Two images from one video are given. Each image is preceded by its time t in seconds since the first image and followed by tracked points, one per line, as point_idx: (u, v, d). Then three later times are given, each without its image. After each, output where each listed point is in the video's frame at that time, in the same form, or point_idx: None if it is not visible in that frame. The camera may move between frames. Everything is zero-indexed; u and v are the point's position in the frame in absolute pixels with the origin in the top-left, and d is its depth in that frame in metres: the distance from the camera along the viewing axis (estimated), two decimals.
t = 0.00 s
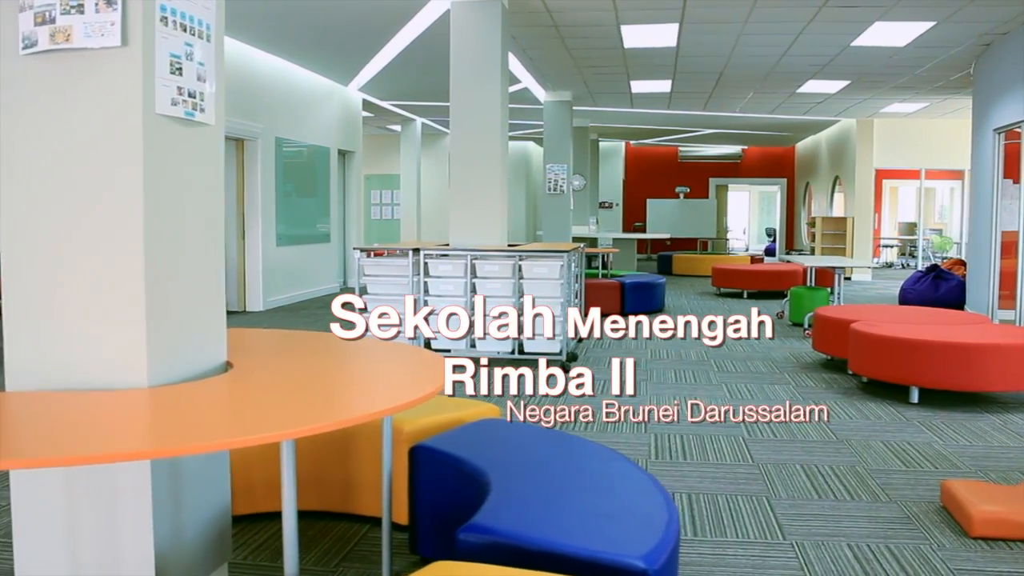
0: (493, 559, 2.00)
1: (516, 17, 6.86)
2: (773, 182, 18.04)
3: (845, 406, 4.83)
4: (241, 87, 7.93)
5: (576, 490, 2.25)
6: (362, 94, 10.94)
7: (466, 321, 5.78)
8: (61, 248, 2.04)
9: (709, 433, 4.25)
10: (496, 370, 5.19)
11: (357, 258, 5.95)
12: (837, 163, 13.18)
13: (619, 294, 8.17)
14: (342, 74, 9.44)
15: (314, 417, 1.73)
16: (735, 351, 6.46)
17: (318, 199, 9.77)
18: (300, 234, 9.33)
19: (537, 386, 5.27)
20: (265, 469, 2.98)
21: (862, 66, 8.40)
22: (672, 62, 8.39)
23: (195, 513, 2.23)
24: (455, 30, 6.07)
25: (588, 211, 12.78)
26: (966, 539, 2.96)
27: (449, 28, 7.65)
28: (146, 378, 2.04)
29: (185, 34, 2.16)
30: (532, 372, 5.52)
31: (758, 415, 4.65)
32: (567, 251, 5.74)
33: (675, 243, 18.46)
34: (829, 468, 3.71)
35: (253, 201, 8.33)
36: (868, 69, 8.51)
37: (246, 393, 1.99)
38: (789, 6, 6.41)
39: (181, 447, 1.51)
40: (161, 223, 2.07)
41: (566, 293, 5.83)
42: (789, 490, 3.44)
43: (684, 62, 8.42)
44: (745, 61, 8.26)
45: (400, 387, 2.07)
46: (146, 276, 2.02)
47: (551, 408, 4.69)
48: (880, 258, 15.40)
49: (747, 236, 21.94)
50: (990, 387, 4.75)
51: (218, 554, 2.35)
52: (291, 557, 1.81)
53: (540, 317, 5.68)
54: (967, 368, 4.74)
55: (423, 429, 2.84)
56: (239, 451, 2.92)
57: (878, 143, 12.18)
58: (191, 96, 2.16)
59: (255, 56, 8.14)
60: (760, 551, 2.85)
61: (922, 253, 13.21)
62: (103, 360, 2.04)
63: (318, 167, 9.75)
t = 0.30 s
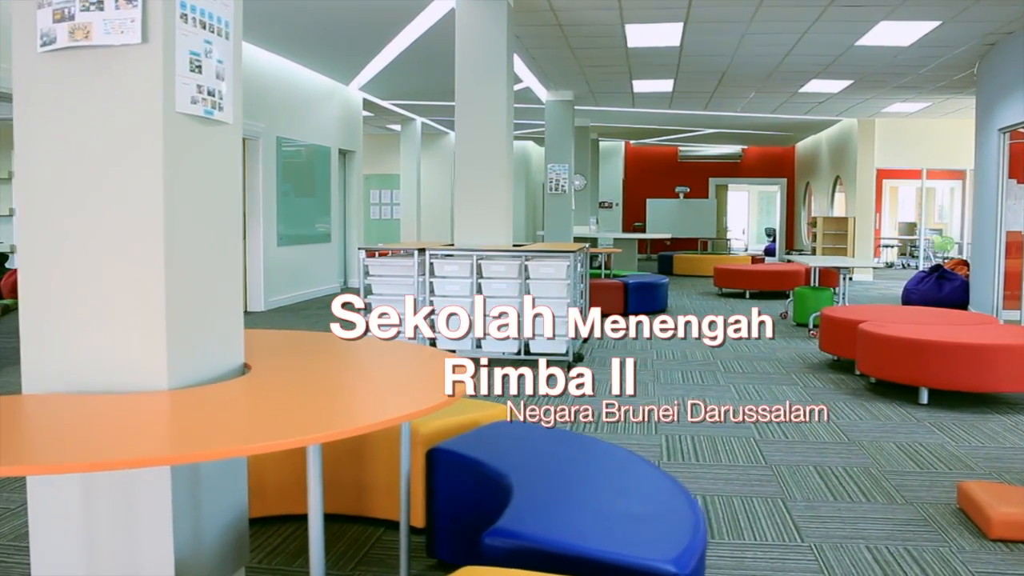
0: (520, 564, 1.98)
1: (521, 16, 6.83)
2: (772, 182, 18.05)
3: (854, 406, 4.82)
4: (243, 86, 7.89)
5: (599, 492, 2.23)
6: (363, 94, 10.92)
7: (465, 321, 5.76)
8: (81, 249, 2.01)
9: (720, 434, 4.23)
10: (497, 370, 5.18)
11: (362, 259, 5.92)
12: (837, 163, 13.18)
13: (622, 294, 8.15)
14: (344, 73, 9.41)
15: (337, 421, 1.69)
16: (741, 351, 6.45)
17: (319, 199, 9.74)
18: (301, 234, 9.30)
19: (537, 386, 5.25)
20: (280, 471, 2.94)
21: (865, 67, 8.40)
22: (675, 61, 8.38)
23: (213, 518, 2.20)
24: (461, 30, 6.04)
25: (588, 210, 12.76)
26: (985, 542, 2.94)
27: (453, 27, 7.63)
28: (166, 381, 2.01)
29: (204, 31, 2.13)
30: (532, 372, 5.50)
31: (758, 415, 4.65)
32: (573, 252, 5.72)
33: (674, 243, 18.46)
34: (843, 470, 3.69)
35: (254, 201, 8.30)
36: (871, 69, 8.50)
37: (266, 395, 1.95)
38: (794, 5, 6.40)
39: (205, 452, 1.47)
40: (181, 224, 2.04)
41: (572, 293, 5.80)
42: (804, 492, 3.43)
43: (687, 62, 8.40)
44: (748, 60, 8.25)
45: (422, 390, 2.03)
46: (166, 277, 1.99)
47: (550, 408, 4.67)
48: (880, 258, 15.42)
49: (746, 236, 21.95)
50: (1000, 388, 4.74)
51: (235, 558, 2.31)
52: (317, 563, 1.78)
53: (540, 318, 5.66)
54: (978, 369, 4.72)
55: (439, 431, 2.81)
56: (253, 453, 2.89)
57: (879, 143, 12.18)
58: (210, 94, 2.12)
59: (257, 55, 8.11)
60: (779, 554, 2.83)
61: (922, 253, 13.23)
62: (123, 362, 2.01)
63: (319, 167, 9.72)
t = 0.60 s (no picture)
0: (549, 568, 1.95)
1: (525, 15, 6.81)
2: (771, 182, 18.05)
3: (863, 407, 4.81)
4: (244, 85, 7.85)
5: (625, 496, 2.20)
6: (362, 94, 10.88)
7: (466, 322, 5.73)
8: (100, 250, 1.98)
9: (731, 436, 4.21)
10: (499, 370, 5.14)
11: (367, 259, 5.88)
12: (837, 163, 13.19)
13: (625, 294, 8.14)
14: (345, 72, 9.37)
15: (369, 426, 1.66)
16: (746, 351, 6.44)
17: (319, 198, 9.70)
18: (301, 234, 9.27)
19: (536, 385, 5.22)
20: (296, 472, 2.91)
21: (867, 66, 8.41)
22: (678, 61, 8.37)
23: (234, 523, 2.17)
24: (466, 30, 6.02)
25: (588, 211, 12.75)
26: (1005, 543, 2.93)
27: (456, 27, 7.60)
28: (188, 384, 1.98)
29: (225, 29, 2.09)
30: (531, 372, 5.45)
31: (758, 415, 4.64)
32: (579, 252, 5.68)
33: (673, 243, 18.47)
34: (857, 471, 3.68)
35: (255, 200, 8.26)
36: (873, 69, 8.51)
37: (289, 398, 1.93)
38: (800, 5, 6.39)
39: (236, 457, 1.43)
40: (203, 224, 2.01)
41: (579, 293, 5.77)
42: (819, 494, 3.40)
43: (690, 61, 8.39)
44: (750, 60, 8.24)
45: (449, 394, 2.00)
46: (189, 279, 1.96)
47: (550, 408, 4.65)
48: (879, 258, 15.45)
49: (744, 237, 21.98)
50: (1010, 388, 4.73)
51: (255, 564, 2.28)
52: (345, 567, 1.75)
53: (540, 318, 5.63)
54: (988, 369, 4.70)
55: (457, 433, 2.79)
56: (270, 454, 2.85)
57: (879, 143, 12.19)
58: (231, 92, 2.09)
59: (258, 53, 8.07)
60: (801, 556, 2.82)
61: (923, 253, 13.25)
62: (144, 367, 1.98)
63: (318, 167, 9.67)
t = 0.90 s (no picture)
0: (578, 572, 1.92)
1: (529, 14, 6.78)
2: (771, 183, 18.07)
3: (872, 407, 4.80)
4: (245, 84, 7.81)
5: (651, 499, 2.17)
6: (363, 94, 10.85)
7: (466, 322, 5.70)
8: (121, 250, 1.95)
9: (742, 437, 4.20)
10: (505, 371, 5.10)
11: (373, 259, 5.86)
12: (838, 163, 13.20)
13: (628, 295, 8.13)
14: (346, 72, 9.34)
15: (399, 430, 1.63)
16: (752, 352, 6.43)
17: (320, 198, 9.67)
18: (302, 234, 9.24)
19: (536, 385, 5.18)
20: (313, 474, 2.88)
21: (870, 66, 8.41)
22: (681, 61, 8.36)
23: (255, 527, 2.15)
24: (472, 30, 6.00)
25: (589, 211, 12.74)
26: None
27: (461, 26, 7.57)
28: (211, 386, 1.96)
29: (246, 26, 2.06)
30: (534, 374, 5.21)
31: (758, 415, 4.64)
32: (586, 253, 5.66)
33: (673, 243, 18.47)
34: (870, 472, 3.67)
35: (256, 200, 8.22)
36: (876, 69, 8.51)
37: (313, 400, 1.90)
38: (805, 5, 6.38)
39: (266, 462, 1.40)
40: (225, 225, 1.98)
41: (585, 293, 5.75)
42: (834, 495, 3.39)
43: (693, 61, 8.38)
44: (752, 60, 8.24)
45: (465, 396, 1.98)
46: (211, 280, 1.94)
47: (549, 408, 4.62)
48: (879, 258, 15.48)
49: (743, 237, 22.01)
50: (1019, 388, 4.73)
51: (274, 567, 2.26)
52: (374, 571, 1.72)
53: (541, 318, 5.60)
54: (997, 369, 4.70)
55: (474, 436, 2.76)
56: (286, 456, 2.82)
57: (880, 143, 12.22)
58: (252, 91, 2.06)
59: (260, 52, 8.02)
60: (821, 558, 2.80)
61: (923, 253, 13.27)
62: (166, 368, 1.95)
63: (319, 167, 9.63)
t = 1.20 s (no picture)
0: None
1: (534, 14, 6.77)
2: (771, 183, 18.08)
3: (880, 407, 4.80)
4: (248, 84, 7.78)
5: (673, 501, 2.15)
6: (365, 94, 10.83)
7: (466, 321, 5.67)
8: (141, 253, 1.92)
9: (752, 437, 4.19)
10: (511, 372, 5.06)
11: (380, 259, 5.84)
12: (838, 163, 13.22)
13: (632, 294, 8.14)
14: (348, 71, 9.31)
15: (425, 435, 1.61)
16: (758, 352, 6.43)
17: (322, 198, 9.64)
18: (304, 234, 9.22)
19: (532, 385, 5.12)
20: (327, 477, 2.86)
21: (873, 66, 8.41)
22: (684, 61, 8.35)
23: (276, 529, 2.12)
24: (479, 30, 5.98)
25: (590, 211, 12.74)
26: None
27: (465, 26, 7.56)
28: (233, 389, 1.93)
29: (268, 24, 2.04)
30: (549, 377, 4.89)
31: (758, 415, 4.62)
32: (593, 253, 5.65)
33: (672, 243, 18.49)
34: (882, 472, 3.66)
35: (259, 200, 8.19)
36: (880, 69, 8.51)
37: (335, 403, 1.88)
38: (811, 5, 6.38)
39: (296, 468, 1.38)
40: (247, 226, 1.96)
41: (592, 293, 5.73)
42: (848, 496, 3.38)
43: (696, 61, 8.38)
44: (755, 60, 8.23)
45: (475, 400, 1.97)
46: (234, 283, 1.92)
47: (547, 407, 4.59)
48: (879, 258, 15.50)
49: (743, 237, 22.02)
50: None
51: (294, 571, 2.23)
52: None
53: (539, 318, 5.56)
54: (1005, 369, 4.69)
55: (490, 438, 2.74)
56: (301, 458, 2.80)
57: (881, 143, 12.23)
58: (274, 90, 2.04)
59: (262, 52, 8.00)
60: (839, 560, 2.78)
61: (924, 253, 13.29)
62: (188, 371, 1.93)
63: (321, 167, 9.61)
